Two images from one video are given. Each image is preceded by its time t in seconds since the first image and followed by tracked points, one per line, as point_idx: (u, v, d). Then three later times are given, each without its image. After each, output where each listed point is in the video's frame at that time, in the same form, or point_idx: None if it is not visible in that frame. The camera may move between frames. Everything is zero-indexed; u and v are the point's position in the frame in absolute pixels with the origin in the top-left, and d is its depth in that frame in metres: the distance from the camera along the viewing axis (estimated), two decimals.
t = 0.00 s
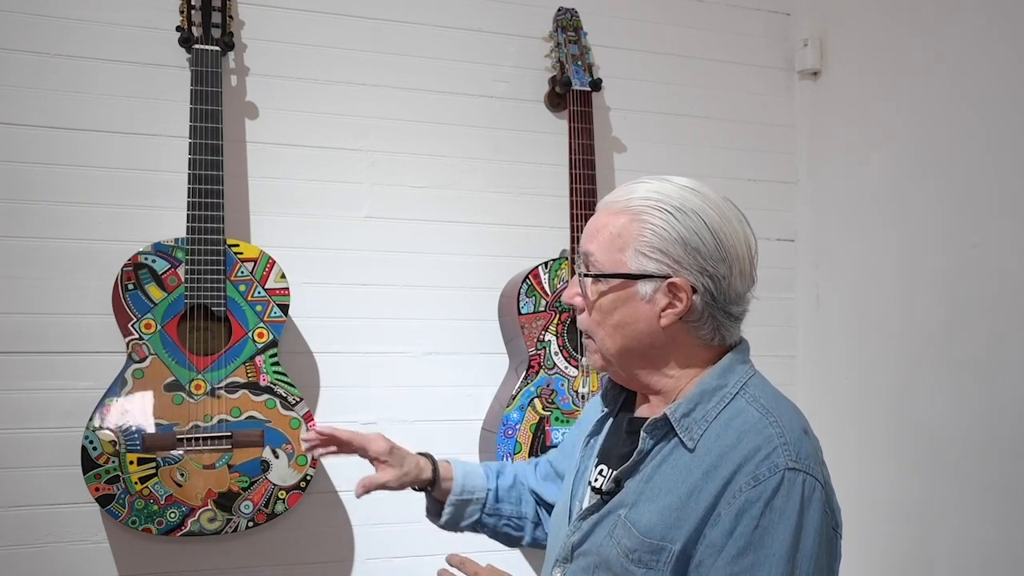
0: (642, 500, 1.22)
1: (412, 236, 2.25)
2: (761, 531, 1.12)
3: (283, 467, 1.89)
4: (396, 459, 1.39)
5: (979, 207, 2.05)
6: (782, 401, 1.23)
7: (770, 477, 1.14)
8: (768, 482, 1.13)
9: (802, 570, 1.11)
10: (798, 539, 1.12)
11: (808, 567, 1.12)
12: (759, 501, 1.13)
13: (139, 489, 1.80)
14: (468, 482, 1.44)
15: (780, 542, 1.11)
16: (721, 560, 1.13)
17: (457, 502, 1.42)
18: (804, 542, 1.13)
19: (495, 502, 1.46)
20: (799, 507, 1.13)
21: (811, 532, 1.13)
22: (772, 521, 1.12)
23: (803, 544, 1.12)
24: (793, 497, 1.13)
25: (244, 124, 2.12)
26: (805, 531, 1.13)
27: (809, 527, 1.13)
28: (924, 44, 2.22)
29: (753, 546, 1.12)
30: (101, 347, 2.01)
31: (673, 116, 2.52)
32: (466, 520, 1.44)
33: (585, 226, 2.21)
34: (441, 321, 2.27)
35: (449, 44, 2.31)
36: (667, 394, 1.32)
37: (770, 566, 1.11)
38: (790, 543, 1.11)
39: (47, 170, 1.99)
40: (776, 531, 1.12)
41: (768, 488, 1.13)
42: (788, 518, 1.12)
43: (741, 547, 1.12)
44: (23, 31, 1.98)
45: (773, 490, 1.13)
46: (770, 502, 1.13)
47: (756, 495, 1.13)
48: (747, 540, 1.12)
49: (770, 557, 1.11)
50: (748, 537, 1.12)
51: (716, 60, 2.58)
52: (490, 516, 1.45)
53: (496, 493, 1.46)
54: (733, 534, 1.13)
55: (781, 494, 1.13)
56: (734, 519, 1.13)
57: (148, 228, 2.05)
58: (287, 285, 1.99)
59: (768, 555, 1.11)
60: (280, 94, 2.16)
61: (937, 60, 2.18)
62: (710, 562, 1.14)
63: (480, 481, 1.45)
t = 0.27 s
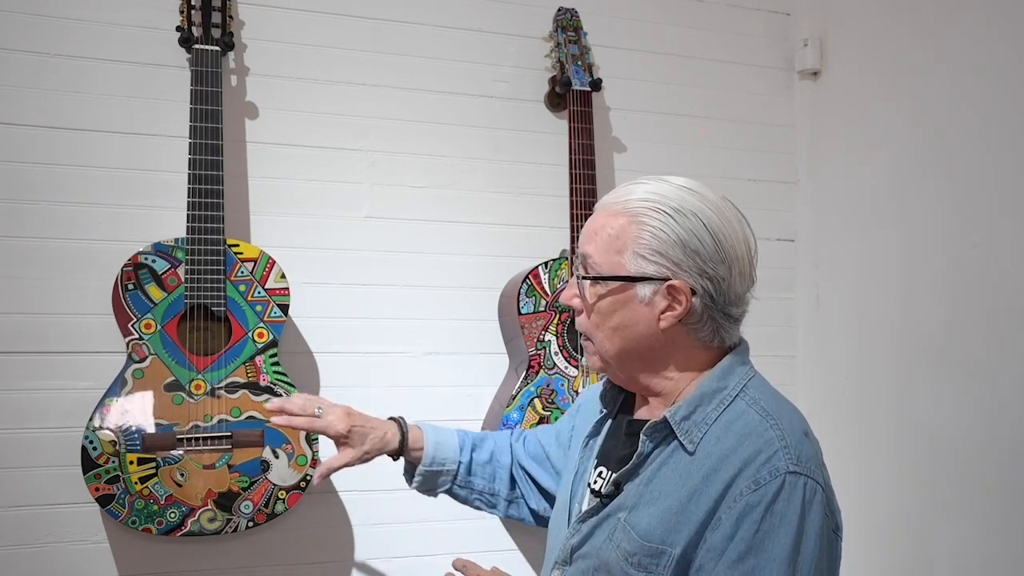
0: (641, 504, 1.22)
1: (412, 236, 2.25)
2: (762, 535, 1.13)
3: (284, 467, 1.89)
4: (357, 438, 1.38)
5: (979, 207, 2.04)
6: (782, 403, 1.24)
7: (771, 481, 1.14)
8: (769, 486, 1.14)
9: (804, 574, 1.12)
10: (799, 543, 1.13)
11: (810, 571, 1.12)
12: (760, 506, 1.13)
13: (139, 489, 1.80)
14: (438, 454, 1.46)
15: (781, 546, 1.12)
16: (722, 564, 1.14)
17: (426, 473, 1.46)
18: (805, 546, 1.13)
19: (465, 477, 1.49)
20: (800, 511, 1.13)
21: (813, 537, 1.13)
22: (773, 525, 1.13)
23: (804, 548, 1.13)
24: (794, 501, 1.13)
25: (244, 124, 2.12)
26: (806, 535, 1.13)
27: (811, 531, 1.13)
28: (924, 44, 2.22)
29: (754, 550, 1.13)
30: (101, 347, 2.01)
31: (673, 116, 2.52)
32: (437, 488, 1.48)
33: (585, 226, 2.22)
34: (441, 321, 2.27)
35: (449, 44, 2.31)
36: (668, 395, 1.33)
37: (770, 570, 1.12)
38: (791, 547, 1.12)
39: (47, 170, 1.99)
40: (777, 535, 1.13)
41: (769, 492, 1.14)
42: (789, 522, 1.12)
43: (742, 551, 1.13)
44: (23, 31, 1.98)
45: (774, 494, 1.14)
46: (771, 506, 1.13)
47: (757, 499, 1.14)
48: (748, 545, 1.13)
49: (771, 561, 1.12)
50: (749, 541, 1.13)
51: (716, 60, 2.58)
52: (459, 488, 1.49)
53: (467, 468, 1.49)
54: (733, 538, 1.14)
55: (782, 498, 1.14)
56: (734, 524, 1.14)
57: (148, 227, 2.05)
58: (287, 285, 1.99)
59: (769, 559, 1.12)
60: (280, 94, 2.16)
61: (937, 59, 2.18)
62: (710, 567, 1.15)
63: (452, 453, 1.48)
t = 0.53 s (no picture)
0: (642, 506, 1.22)
1: (412, 236, 2.25)
2: (763, 539, 1.14)
3: (284, 467, 1.90)
4: (334, 408, 1.41)
5: (979, 207, 2.04)
6: (783, 405, 1.25)
7: (773, 485, 1.15)
8: (771, 490, 1.15)
9: None
10: (801, 548, 1.14)
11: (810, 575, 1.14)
12: (762, 510, 1.14)
13: (139, 488, 1.81)
14: (419, 424, 1.50)
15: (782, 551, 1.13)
16: (723, 568, 1.14)
17: (407, 443, 1.50)
18: (805, 550, 1.14)
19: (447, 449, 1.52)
20: (802, 515, 1.14)
21: (814, 541, 1.14)
22: (775, 529, 1.14)
23: (805, 552, 1.14)
24: (796, 505, 1.14)
25: (244, 124, 2.12)
26: (807, 539, 1.14)
27: (811, 534, 1.14)
28: (924, 44, 2.22)
29: (755, 554, 1.14)
30: (101, 347, 2.01)
31: (673, 116, 2.52)
32: (420, 457, 1.52)
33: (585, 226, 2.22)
34: (441, 320, 2.27)
35: (449, 44, 2.31)
36: (670, 396, 1.33)
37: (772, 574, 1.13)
38: (793, 552, 1.13)
39: (47, 170, 1.99)
40: (778, 539, 1.14)
41: (771, 496, 1.14)
42: (790, 525, 1.14)
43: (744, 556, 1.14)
44: (23, 32, 1.98)
45: (776, 498, 1.14)
46: (772, 510, 1.14)
47: (759, 503, 1.15)
48: (750, 549, 1.14)
49: (772, 565, 1.13)
50: (750, 545, 1.14)
51: (716, 60, 2.58)
52: (441, 460, 1.52)
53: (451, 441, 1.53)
54: (735, 542, 1.15)
55: (783, 502, 1.14)
56: (735, 528, 1.15)
57: (148, 228, 2.05)
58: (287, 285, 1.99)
59: (770, 562, 1.13)
60: (280, 94, 2.16)
61: (937, 59, 2.18)
62: (711, 570, 1.16)
63: (434, 425, 1.51)
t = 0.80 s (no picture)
0: (646, 507, 1.23)
1: (413, 236, 2.25)
2: (767, 540, 1.14)
3: (284, 467, 1.90)
4: (320, 380, 1.48)
5: (979, 207, 2.04)
6: (787, 406, 1.25)
7: (777, 486, 1.15)
8: (775, 491, 1.15)
9: None
10: (805, 549, 1.14)
11: None
12: (766, 511, 1.14)
13: (139, 488, 1.81)
14: (408, 403, 1.55)
15: (786, 552, 1.13)
16: (727, 569, 1.15)
17: (395, 420, 1.55)
18: (809, 552, 1.15)
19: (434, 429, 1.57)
20: (806, 516, 1.14)
21: (818, 542, 1.15)
22: (779, 530, 1.14)
23: (809, 553, 1.14)
24: (800, 506, 1.15)
25: (244, 124, 2.12)
26: (811, 540, 1.15)
27: (815, 536, 1.15)
28: (924, 44, 2.22)
29: (759, 556, 1.14)
30: (101, 347, 2.01)
31: (673, 116, 2.52)
32: (409, 435, 1.57)
33: (585, 226, 2.22)
34: (441, 320, 2.27)
35: (449, 44, 2.31)
36: (673, 396, 1.33)
37: None
38: (797, 553, 1.13)
39: (47, 170, 1.99)
40: (782, 540, 1.14)
41: (775, 497, 1.15)
42: (794, 527, 1.14)
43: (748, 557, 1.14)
44: (23, 32, 1.98)
45: (780, 499, 1.15)
46: (776, 511, 1.15)
47: (763, 504, 1.15)
48: (754, 550, 1.14)
49: (776, 567, 1.13)
50: (754, 546, 1.14)
51: (716, 60, 2.58)
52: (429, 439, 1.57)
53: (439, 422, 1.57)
54: (739, 543, 1.15)
55: (788, 503, 1.15)
56: (739, 529, 1.15)
57: (148, 228, 2.05)
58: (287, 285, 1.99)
59: (774, 564, 1.13)
60: (280, 94, 2.16)
61: (937, 59, 2.18)
62: (715, 571, 1.16)
63: (422, 404, 1.56)
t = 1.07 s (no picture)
0: (651, 507, 1.23)
1: (412, 236, 2.25)
2: (773, 542, 1.15)
3: (284, 467, 1.90)
4: (323, 366, 1.54)
5: (980, 207, 2.04)
6: (792, 407, 1.26)
7: (784, 487, 1.16)
8: (781, 492, 1.16)
9: None
10: (811, 550, 1.15)
11: None
12: (772, 512, 1.15)
13: (139, 488, 1.81)
14: (412, 400, 1.59)
15: (793, 553, 1.14)
16: (733, 570, 1.15)
17: (398, 416, 1.59)
18: (815, 553, 1.15)
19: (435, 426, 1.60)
20: (812, 518, 1.15)
21: (823, 543, 1.16)
22: (785, 531, 1.15)
23: (815, 554, 1.15)
24: (806, 508, 1.15)
25: (244, 124, 2.12)
26: (817, 542, 1.15)
27: (821, 537, 1.16)
28: (924, 44, 2.22)
29: (765, 557, 1.15)
30: (101, 347, 2.01)
31: (673, 116, 2.52)
32: (411, 431, 1.61)
33: (585, 226, 2.22)
34: (441, 320, 2.27)
35: (449, 44, 2.31)
36: (677, 396, 1.33)
37: None
38: (803, 555, 1.14)
39: (47, 170, 1.99)
40: (788, 541, 1.15)
41: (781, 498, 1.15)
42: (800, 528, 1.15)
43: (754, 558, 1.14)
44: (23, 31, 1.98)
45: (786, 501, 1.15)
46: (783, 513, 1.15)
47: (769, 506, 1.15)
48: (760, 551, 1.14)
49: (782, 568, 1.14)
50: (760, 547, 1.14)
51: (716, 60, 2.58)
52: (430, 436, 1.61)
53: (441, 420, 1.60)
54: (745, 544, 1.15)
55: (794, 505, 1.15)
56: (746, 530, 1.16)
57: (148, 228, 2.05)
58: (287, 285, 1.99)
59: (780, 565, 1.14)
60: (280, 94, 2.16)
61: (937, 59, 2.18)
62: (721, 572, 1.16)
63: (425, 401, 1.60)
